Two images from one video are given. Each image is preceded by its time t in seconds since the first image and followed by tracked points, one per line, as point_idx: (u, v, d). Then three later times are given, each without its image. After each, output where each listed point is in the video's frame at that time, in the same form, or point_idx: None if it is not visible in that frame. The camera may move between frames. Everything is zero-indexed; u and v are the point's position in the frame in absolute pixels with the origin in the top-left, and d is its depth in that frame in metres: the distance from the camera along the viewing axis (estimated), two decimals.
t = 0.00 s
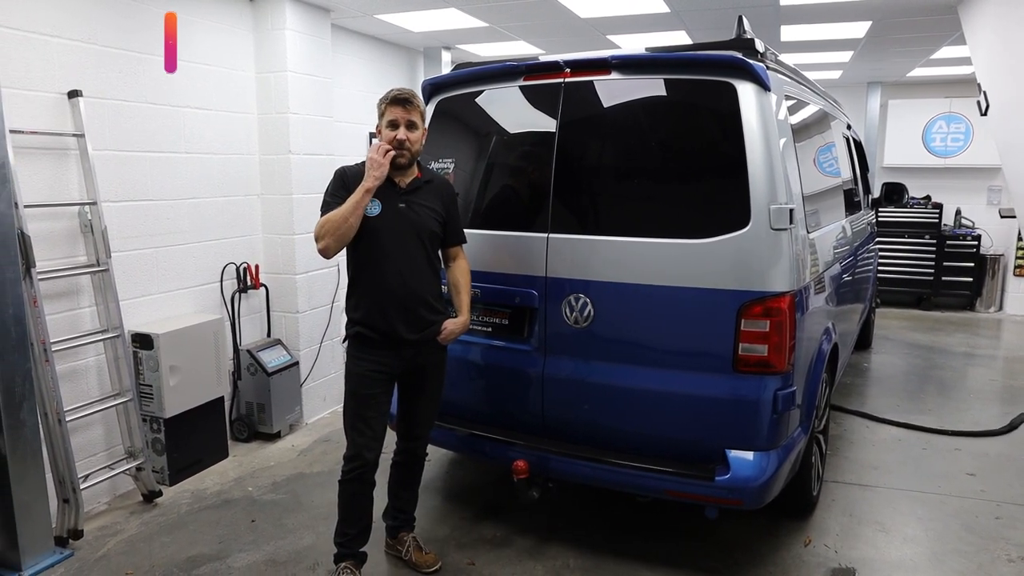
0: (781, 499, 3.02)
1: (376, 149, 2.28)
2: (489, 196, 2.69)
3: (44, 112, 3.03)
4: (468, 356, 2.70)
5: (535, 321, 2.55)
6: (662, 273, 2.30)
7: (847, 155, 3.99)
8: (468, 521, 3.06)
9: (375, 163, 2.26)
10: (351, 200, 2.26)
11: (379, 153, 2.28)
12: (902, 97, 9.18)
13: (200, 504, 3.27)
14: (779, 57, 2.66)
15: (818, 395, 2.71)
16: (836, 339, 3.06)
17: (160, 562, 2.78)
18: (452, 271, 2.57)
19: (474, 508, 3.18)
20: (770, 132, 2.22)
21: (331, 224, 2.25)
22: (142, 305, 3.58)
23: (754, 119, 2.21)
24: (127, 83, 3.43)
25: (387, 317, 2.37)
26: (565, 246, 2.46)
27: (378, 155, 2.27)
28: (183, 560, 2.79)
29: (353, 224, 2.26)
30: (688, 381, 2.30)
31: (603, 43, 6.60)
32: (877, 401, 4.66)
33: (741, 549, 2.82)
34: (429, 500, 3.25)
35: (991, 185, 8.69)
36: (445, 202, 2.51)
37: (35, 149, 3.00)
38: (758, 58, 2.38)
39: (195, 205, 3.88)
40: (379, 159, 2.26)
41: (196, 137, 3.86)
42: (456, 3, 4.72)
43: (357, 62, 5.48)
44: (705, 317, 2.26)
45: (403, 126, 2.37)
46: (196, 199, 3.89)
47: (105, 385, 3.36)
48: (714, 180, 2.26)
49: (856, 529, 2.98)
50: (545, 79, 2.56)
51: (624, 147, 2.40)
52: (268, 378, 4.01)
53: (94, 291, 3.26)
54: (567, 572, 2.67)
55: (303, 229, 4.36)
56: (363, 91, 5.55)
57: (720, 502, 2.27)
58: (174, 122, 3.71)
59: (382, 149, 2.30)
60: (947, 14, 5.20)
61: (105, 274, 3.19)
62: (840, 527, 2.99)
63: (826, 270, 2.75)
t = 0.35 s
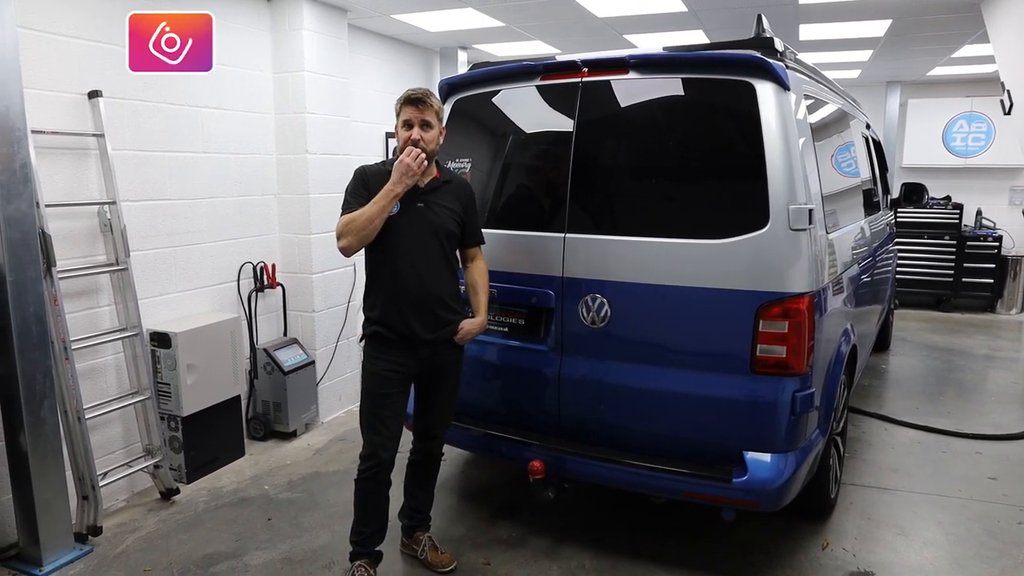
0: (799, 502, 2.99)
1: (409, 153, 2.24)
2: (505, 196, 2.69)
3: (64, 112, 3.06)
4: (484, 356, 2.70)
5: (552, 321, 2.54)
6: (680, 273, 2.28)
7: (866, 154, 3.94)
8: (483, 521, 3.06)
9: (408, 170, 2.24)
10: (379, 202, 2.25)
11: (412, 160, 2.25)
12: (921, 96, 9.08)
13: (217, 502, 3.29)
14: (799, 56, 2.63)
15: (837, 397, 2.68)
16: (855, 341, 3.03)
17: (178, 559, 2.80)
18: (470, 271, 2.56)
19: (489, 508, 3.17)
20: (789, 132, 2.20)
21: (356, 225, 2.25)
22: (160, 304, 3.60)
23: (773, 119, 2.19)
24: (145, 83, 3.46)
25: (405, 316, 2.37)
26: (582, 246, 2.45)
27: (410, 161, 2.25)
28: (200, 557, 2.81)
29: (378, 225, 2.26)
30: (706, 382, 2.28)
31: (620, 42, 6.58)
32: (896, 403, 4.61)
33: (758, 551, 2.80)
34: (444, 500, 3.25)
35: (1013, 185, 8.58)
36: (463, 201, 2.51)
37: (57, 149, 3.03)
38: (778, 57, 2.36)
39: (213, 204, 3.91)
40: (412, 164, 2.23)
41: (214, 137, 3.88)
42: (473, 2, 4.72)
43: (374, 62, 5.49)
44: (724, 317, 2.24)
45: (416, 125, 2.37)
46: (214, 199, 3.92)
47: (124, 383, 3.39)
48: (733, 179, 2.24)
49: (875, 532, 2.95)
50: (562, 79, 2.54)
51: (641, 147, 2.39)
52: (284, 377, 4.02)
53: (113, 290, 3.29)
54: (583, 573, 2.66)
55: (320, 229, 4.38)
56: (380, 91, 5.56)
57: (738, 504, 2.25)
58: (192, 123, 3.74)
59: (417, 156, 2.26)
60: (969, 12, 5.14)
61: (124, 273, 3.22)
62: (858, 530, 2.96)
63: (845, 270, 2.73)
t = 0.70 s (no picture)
0: (806, 502, 2.98)
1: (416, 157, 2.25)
2: (511, 196, 2.68)
3: (71, 112, 3.07)
4: (489, 356, 2.69)
5: (558, 320, 2.54)
6: (686, 273, 2.28)
7: (873, 153, 3.93)
8: (489, 521, 3.06)
9: (414, 176, 2.23)
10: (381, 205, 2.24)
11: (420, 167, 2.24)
12: (928, 95, 9.04)
13: (223, 502, 3.30)
14: (805, 55, 2.62)
15: (843, 397, 2.67)
16: (862, 340, 3.01)
17: (184, 558, 2.81)
18: (475, 271, 2.56)
19: (495, 508, 3.17)
20: (796, 131, 2.19)
21: (358, 225, 2.25)
22: (165, 304, 3.61)
23: (779, 118, 2.18)
24: (151, 83, 3.47)
25: (409, 317, 2.37)
26: (587, 246, 2.45)
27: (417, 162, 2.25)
28: (207, 557, 2.82)
29: (379, 228, 2.25)
30: (712, 382, 2.27)
31: (625, 41, 6.57)
32: (903, 403, 4.60)
33: (764, 551, 2.79)
34: (450, 500, 3.25)
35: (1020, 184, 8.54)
36: (469, 202, 2.50)
37: (63, 149, 3.04)
38: (784, 56, 2.35)
39: (219, 204, 3.91)
40: (418, 168, 2.23)
41: (220, 137, 3.89)
42: (479, 2, 4.72)
43: (379, 62, 5.49)
44: (730, 317, 2.23)
45: (424, 122, 2.37)
46: (220, 199, 3.92)
47: (131, 383, 3.40)
48: (739, 179, 2.23)
49: (882, 532, 2.94)
50: (568, 79, 2.54)
51: (647, 146, 2.39)
52: (290, 376, 4.03)
53: (119, 290, 3.29)
54: (588, 573, 2.65)
55: (326, 229, 4.38)
56: (385, 91, 5.57)
57: (745, 504, 2.24)
58: (198, 123, 3.75)
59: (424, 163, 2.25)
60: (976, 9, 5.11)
61: (130, 273, 3.23)
62: (865, 530, 2.95)
63: (852, 270, 2.72)
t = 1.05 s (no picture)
0: (801, 500, 2.98)
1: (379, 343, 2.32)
2: (506, 195, 2.68)
3: (64, 112, 3.06)
4: (485, 355, 2.69)
5: (553, 320, 2.54)
6: (681, 272, 2.28)
7: (867, 153, 3.93)
8: (485, 521, 3.05)
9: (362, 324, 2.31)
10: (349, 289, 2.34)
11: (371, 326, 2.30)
12: (922, 94, 9.07)
13: (219, 503, 3.29)
14: (800, 54, 2.63)
15: (839, 395, 2.68)
16: (857, 339, 3.02)
17: (180, 560, 2.80)
18: (471, 271, 2.56)
19: (492, 508, 3.17)
20: (791, 130, 2.19)
21: (338, 265, 2.36)
22: (160, 305, 3.60)
23: (774, 117, 2.18)
24: (144, 83, 3.45)
25: (404, 320, 2.38)
26: (582, 245, 2.45)
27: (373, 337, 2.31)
28: (202, 558, 2.81)
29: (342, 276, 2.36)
30: (707, 381, 2.28)
31: (621, 41, 6.57)
32: (898, 401, 4.61)
33: (760, 550, 2.79)
34: (446, 500, 3.25)
35: (1014, 183, 8.59)
36: (465, 203, 2.50)
37: (56, 149, 3.03)
38: (779, 55, 2.35)
39: (214, 205, 3.90)
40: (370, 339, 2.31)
41: (215, 137, 3.88)
42: (474, 2, 4.72)
43: (375, 62, 5.49)
44: (725, 316, 2.23)
45: (425, 121, 2.38)
46: (215, 199, 3.92)
47: (125, 384, 3.39)
48: (733, 178, 2.24)
49: (878, 530, 2.94)
50: (563, 78, 2.54)
51: (642, 145, 2.39)
52: (286, 377, 4.02)
53: (114, 291, 3.28)
54: (585, 572, 2.66)
55: (321, 229, 4.38)
56: (381, 91, 5.56)
57: (740, 503, 2.25)
58: (193, 123, 3.74)
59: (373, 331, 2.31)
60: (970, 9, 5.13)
61: (124, 274, 3.22)
62: (860, 528, 2.96)
63: (846, 268, 2.72)
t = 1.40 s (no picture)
0: (797, 499, 2.99)
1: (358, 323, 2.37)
2: (502, 196, 2.68)
3: (59, 112, 3.05)
4: (481, 356, 2.70)
5: (549, 320, 2.54)
6: (676, 272, 2.29)
7: (862, 153, 3.95)
8: (482, 521, 3.06)
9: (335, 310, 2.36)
10: (324, 276, 2.40)
11: (343, 312, 2.34)
12: (917, 94, 9.10)
13: (215, 504, 3.28)
14: (794, 54, 2.63)
15: (834, 395, 2.69)
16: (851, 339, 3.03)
17: (175, 561, 2.80)
18: (466, 271, 2.56)
19: (488, 508, 3.17)
20: (785, 130, 2.20)
21: (316, 251, 2.42)
22: (154, 305, 3.59)
23: (768, 118, 2.19)
24: (138, 84, 3.44)
25: (396, 320, 2.38)
26: (578, 245, 2.45)
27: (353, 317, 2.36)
28: (198, 559, 2.81)
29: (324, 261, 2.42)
30: (702, 381, 2.28)
31: (617, 41, 6.58)
32: (893, 400, 4.63)
33: (756, 549, 2.80)
34: (443, 500, 3.25)
35: (1008, 183, 8.62)
36: (459, 204, 2.50)
37: (50, 149, 3.02)
38: (773, 56, 2.36)
39: (208, 205, 3.89)
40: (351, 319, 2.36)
41: (209, 138, 3.87)
42: (469, 2, 4.72)
43: (370, 62, 5.48)
44: (720, 315, 2.24)
45: (423, 122, 2.38)
46: (210, 199, 3.91)
47: (120, 384, 3.38)
48: (728, 179, 2.25)
49: (873, 529, 2.95)
50: (557, 79, 2.55)
51: (637, 146, 2.39)
52: (282, 377, 4.03)
53: (109, 292, 3.28)
54: (581, 572, 2.66)
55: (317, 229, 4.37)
56: (376, 91, 5.55)
57: (735, 502, 2.25)
58: (187, 124, 3.73)
59: (346, 317, 2.35)
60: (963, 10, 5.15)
61: (120, 274, 3.21)
62: (855, 527, 2.97)
63: (841, 268, 2.73)
